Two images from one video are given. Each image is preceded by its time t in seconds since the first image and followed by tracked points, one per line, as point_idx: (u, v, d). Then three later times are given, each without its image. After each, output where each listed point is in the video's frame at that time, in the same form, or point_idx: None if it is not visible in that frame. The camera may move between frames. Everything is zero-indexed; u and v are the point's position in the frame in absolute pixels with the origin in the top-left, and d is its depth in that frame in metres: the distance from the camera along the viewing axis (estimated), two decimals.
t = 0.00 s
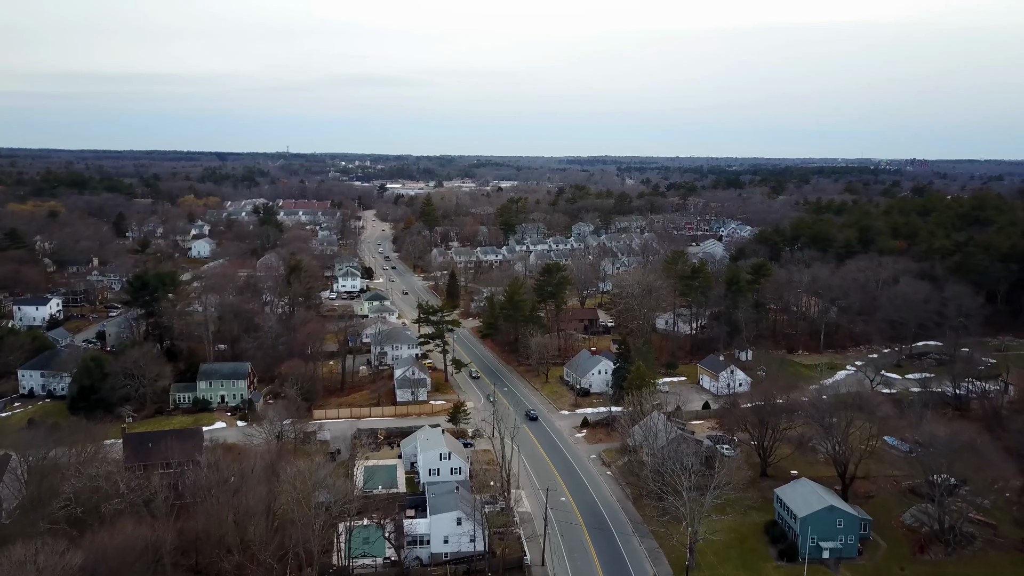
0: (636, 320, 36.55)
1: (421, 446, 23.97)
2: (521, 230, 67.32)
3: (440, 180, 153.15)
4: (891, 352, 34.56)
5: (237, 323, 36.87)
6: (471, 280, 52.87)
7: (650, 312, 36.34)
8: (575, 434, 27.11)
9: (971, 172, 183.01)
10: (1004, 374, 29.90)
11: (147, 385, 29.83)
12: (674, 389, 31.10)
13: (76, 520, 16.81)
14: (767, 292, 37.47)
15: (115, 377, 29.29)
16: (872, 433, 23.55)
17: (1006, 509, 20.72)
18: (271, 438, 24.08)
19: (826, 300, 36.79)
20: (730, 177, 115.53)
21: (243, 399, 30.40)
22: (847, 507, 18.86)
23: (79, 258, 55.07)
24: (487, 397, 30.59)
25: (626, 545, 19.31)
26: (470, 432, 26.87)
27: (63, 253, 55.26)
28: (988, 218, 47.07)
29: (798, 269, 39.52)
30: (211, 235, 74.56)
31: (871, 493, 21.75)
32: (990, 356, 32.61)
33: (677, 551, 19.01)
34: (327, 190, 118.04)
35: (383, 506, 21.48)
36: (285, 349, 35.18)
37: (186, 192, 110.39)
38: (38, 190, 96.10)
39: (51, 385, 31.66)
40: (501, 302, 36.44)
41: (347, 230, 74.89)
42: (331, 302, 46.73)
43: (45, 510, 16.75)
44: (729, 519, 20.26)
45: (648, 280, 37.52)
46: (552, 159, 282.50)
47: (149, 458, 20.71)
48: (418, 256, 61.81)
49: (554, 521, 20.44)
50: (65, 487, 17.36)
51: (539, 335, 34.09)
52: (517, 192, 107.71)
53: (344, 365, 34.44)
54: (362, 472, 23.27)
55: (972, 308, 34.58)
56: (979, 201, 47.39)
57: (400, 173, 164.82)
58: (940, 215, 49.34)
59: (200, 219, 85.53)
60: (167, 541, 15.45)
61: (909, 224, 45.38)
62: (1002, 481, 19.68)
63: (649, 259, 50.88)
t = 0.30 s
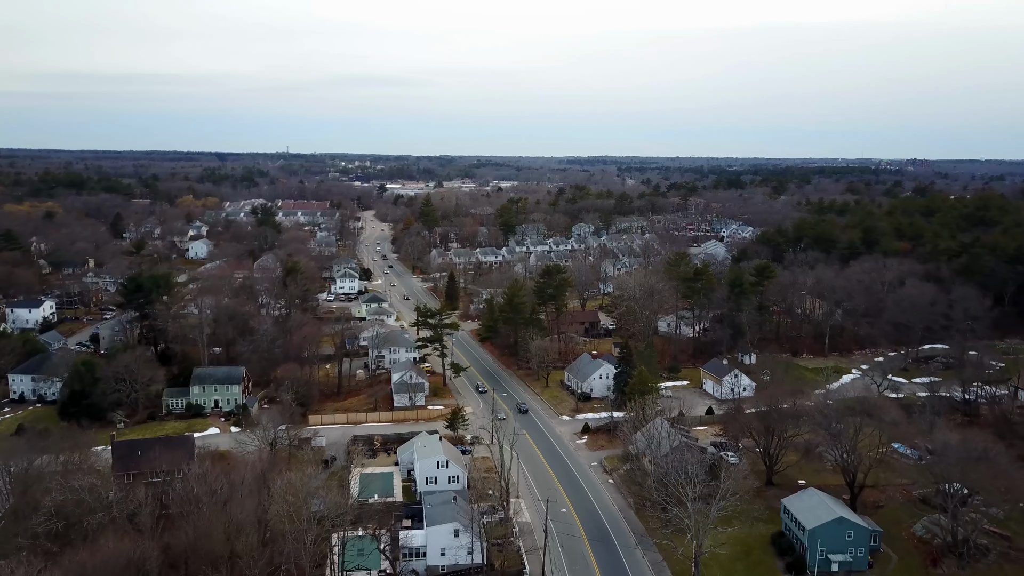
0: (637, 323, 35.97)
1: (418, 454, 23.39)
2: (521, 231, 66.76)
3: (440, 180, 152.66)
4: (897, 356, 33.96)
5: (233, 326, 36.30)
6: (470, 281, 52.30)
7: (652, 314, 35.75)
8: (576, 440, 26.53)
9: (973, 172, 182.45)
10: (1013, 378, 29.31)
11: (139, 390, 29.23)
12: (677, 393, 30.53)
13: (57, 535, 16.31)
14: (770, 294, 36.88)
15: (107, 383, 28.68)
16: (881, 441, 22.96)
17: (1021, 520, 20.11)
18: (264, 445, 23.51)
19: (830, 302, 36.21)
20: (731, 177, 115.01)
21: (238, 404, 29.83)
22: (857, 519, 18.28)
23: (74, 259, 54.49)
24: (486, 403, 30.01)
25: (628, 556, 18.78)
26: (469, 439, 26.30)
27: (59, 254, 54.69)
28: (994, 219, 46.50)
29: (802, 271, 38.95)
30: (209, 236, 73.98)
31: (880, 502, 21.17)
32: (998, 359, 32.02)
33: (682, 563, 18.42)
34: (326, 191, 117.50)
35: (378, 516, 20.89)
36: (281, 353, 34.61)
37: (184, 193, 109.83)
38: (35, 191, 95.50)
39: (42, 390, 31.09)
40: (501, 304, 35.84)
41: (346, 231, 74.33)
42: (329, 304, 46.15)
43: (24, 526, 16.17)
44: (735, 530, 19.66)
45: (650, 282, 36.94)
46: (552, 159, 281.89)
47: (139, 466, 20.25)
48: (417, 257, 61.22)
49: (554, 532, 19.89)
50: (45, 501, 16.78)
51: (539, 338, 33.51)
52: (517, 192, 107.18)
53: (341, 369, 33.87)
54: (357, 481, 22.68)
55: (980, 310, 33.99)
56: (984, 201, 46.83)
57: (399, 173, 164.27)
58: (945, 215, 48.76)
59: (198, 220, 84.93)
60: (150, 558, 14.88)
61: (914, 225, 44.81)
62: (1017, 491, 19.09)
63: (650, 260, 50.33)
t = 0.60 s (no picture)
0: (639, 326, 35.32)
1: (414, 463, 22.75)
2: (521, 232, 66.11)
3: (440, 180, 152.19)
4: (904, 360, 33.28)
5: (227, 329, 35.67)
6: (469, 283, 51.68)
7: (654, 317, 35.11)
8: (577, 448, 25.88)
9: (974, 172, 181.90)
10: None
11: (129, 396, 28.56)
12: (680, 399, 29.88)
13: (35, 552, 15.67)
14: (775, 297, 36.21)
15: (96, 389, 28.01)
16: (891, 448, 22.30)
17: None
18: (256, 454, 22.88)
19: (835, 305, 35.55)
20: (732, 176, 114.47)
21: (231, 410, 29.21)
22: (869, 532, 17.60)
23: (69, 261, 53.88)
24: (485, 408, 29.36)
25: (631, 570, 18.13)
26: (468, 446, 25.65)
27: (54, 255, 54.07)
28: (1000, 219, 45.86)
29: (806, 273, 38.31)
30: (206, 237, 73.28)
31: (891, 513, 20.52)
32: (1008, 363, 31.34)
33: None
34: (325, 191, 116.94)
35: (373, 528, 20.24)
36: (276, 357, 33.98)
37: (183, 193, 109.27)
38: (33, 191, 94.90)
39: (31, 395, 30.44)
40: (500, 307, 35.20)
41: (344, 232, 73.73)
42: (326, 306, 45.53)
43: None
44: (742, 544, 18.98)
45: (652, 285, 36.30)
46: (552, 159, 281.20)
47: (128, 476, 20.05)
48: (416, 258, 60.58)
49: (555, 544, 19.25)
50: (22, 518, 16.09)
51: (539, 342, 32.88)
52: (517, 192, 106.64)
53: (337, 374, 33.23)
54: (350, 493, 22.03)
55: (988, 313, 33.32)
56: (990, 201, 46.19)
57: (399, 173, 163.60)
58: (950, 216, 48.11)
59: (196, 220, 84.34)
60: None
61: (919, 225, 44.17)
62: None
63: (652, 262, 49.70)
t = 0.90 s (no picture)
0: (641, 329, 34.74)
1: (411, 471, 22.19)
2: (521, 233, 65.49)
3: (441, 180, 151.70)
4: (911, 363, 32.68)
5: (222, 332, 35.11)
6: (468, 284, 51.08)
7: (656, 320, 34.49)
8: (578, 455, 25.30)
9: (975, 172, 181.27)
10: None
11: (121, 400, 27.99)
12: (683, 404, 29.31)
13: (13, 569, 15.06)
14: (779, 299, 35.61)
15: (87, 394, 27.43)
16: (900, 456, 21.70)
17: None
18: (248, 463, 22.34)
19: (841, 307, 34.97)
20: (733, 177, 113.86)
21: (225, 415, 28.65)
22: (880, 544, 17.06)
23: (65, 262, 53.29)
24: (485, 413, 28.80)
25: None
26: (466, 453, 25.10)
27: (49, 257, 53.46)
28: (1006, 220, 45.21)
29: (810, 274, 37.72)
30: (204, 237, 72.67)
31: (902, 524, 19.94)
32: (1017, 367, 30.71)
33: None
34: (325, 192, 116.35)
35: (369, 539, 19.66)
36: (272, 360, 33.42)
37: (181, 193, 108.65)
38: (31, 191, 94.27)
39: (22, 400, 29.87)
40: (500, 309, 34.62)
41: (343, 232, 73.13)
42: (323, 308, 44.96)
43: None
44: (748, 556, 18.38)
45: (654, 287, 35.70)
46: (553, 159, 280.50)
47: (116, 485, 20.06)
48: (415, 259, 59.96)
49: (555, 556, 18.71)
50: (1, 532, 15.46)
51: (539, 345, 32.28)
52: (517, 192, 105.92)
53: (334, 377, 32.67)
54: (345, 503, 21.48)
55: (997, 316, 32.70)
56: (996, 202, 45.55)
57: (399, 174, 162.95)
58: (956, 217, 47.48)
59: (194, 221, 83.68)
60: None
61: (925, 226, 43.54)
62: None
63: (654, 263, 49.10)
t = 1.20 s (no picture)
0: (643, 332, 34.09)
1: (408, 480, 21.58)
2: (521, 233, 64.81)
3: (440, 180, 151.05)
4: (919, 367, 32.00)
5: (217, 335, 34.50)
6: (468, 286, 50.43)
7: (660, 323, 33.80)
8: (580, 462, 24.68)
9: (974, 172, 180.27)
10: None
11: (112, 405, 27.37)
12: (686, 409, 28.68)
13: None
14: (783, 301, 34.97)
15: (77, 399, 26.80)
16: (913, 464, 21.05)
17: None
18: (240, 472, 21.75)
19: (846, 310, 34.33)
20: (734, 177, 113.10)
21: (218, 420, 28.02)
22: (895, 558, 16.40)
23: (60, 263, 52.65)
24: (484, 418, 28.17)
25: None
26: (464, 460, 24.48)
27: (43, 258, 52.83)
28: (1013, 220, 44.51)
29: (815, 276, 37.07)
30: (201, 238, 72.04)
31: (915, 535, 19.28)
32: None
33: None
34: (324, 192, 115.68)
35: (364, 552, 19.04)
36: (267, 364, 32.79)
37: (180, 193, 107.98)
38: (28, 191, 93.59)
39: (12, 405, 29.25)
40: (499, 311, 33.96)
41: (342, 232, 72.46)
42: (321, 310, 44.31)
43: None
44: (756, 570, 17.75)
45: (657, 289, 35.04)
46: (553, 159, 279.77)
47: (104, 494, 19.63)
48: (414, 260, 59.27)
49: (557, 569, 18.12)
50: None
51: (540, 348, 31.62)
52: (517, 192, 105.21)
53: (330, 382, 32.05)
54: (338, 514, 20.92)
55: (1006, 319, 32.02)
56: (1003, 202, 44.84)
57: (399, 174, 162.19)
58: (961, 217, 46.78)
59: (192, 221, 83.01)
60: None
61: (930, 227, 42.87)
62: None
63: (656, 265, 48.46)
